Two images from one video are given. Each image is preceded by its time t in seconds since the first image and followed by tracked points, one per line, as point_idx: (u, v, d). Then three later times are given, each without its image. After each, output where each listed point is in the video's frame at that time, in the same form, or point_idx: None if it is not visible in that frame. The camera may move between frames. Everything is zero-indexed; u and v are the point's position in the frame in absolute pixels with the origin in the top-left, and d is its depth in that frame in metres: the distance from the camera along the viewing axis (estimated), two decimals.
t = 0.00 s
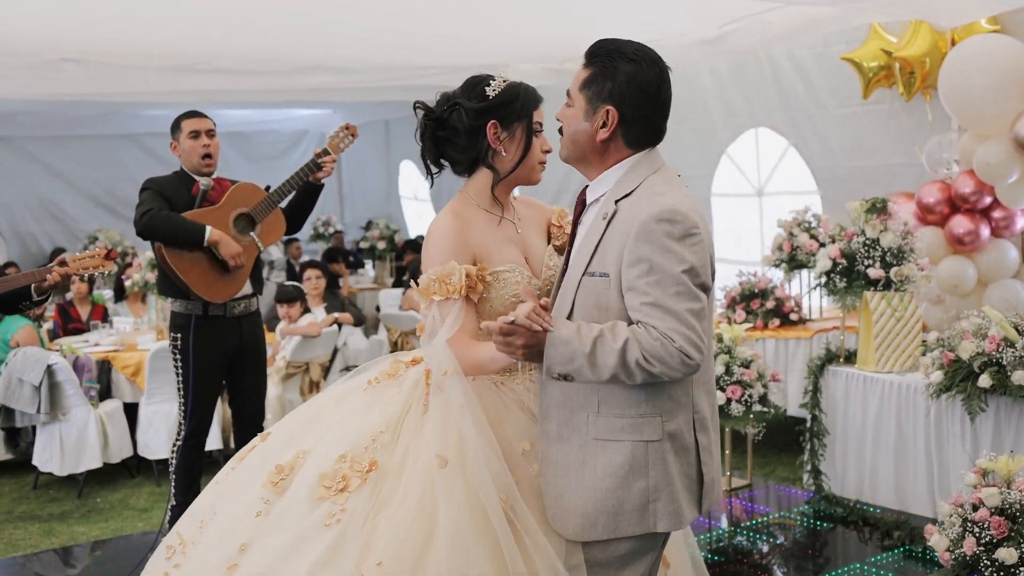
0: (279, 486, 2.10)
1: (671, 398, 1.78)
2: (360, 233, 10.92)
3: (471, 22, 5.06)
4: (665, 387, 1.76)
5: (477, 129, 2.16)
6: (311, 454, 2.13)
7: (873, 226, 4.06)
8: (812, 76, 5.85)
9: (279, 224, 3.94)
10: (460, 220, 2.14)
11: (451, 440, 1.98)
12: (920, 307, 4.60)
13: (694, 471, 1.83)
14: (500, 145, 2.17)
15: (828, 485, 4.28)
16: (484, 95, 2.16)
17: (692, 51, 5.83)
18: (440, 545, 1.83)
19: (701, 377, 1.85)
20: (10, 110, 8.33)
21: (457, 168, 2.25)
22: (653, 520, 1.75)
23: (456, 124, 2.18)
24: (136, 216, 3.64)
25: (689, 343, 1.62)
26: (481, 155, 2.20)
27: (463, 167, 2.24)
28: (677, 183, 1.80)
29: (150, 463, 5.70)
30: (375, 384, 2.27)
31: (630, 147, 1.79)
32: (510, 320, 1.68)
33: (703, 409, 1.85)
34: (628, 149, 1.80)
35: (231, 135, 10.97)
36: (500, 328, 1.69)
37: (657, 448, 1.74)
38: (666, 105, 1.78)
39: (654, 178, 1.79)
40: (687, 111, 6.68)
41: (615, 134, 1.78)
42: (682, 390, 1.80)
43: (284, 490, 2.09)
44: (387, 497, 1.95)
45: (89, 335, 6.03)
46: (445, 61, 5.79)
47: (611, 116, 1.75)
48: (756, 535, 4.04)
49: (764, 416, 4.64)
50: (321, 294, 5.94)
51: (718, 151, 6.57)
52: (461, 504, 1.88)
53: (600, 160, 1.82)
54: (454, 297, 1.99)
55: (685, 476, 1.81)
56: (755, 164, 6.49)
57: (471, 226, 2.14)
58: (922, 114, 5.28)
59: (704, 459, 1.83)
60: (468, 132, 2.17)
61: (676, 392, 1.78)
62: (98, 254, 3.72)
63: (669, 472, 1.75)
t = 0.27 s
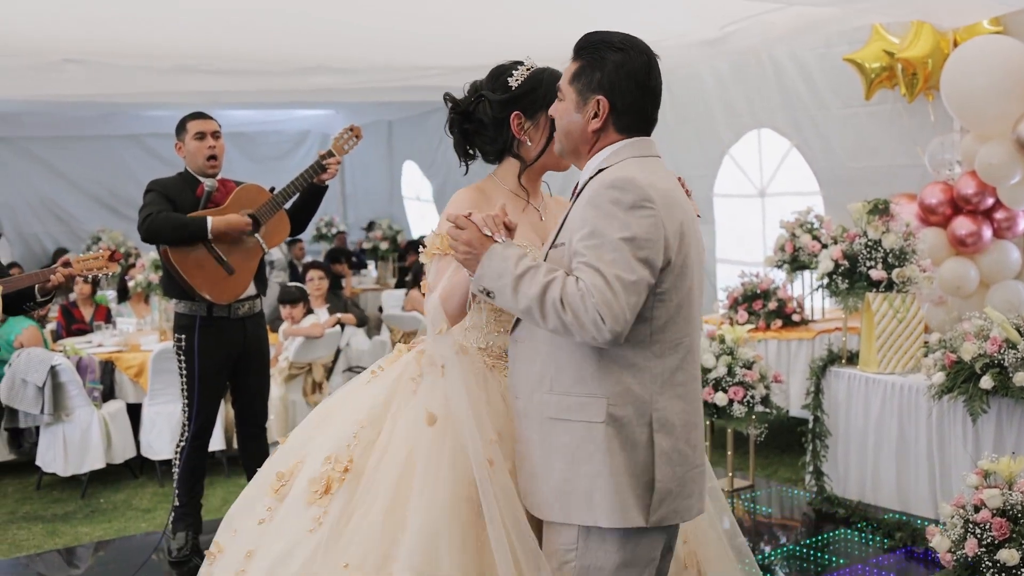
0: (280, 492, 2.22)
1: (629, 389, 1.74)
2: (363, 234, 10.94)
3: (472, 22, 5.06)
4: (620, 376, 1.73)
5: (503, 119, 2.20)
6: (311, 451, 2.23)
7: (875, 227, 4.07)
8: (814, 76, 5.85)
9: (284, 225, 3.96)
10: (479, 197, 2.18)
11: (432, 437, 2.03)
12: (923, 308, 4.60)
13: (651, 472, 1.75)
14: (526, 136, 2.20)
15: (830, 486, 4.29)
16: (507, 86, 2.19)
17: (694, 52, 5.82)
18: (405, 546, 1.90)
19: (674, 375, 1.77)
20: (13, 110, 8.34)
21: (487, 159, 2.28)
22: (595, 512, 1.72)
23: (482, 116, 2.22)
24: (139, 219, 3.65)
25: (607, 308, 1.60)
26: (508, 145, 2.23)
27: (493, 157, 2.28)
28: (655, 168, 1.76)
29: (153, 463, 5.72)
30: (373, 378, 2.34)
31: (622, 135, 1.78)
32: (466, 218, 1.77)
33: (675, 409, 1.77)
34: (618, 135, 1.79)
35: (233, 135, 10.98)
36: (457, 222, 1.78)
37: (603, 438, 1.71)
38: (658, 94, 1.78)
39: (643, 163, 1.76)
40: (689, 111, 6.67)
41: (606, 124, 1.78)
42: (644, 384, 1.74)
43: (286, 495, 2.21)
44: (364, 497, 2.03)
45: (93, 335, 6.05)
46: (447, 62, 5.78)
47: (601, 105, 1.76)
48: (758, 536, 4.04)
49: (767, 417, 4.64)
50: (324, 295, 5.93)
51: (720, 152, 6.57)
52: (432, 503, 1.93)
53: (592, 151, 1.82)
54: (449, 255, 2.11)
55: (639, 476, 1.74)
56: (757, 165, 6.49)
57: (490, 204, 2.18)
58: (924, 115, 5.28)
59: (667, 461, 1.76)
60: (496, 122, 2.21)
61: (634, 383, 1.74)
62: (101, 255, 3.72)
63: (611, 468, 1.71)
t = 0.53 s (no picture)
0: (276, 494, 2.40)
1: (583, 386, 1.72)
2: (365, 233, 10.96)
3: (472, 22, 5.07)
4: (572, 374, 1.72)
5: (513, 134, 2.19)
6: (297, 461, 2.37)
7: (878, 227, 4.08)
8: (815, 75, 5.84)
9: (286, 225, 3.97)
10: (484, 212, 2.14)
11: (399, 448, 2.13)
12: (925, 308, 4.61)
13: (595, 477, 1.72)
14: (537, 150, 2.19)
15: (832, 486, 4.29)
16: (520, 102, 2.19)
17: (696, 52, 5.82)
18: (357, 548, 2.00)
19: (632, 378, 1.73)
20: (15, 110, 8.36)
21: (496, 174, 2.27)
22: (531, 511, 1.71)
23: (493, 131, 2.21)
24: (142, 219, 3.65)
25: (540, 295, 1.63)
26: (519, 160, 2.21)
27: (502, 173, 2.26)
28: (625, 169, 1.75)
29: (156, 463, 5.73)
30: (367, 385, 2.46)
31: (603, 136, 1.77)
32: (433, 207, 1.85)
33: (633, 412, 1.73)
34: (600, 139, 1.78)
35: (236, 135, 11.00)
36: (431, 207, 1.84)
37: (546, 435, 1.70)
38: (640, 99, 1.79)
39: (621, 164, 1.76)
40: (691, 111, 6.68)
41: (587, 125, 1.78)
42: (598, 382, 1.72)
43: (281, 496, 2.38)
44: (330, 500, 2.15)
45: (95, 335, 6.06)
46: (449, 61, 5.78)
47: (583, 105, 1.76)
48: (760, 535, 4.04)
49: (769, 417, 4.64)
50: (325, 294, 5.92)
51: (722, 152, 6.58)
52: (388, 506, 2.04)
53: (573, 153, 1.82)
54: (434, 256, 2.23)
55: (585, 480, 1.71)
56: (759, 165, 6.50)
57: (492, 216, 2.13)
58: (926, 115, 5.28)
59: (618, 465, 1.72)
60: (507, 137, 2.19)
61: (588, 381, 1.72)
62: (104, 256, 3.74)
63: (551, 467, 1.69)
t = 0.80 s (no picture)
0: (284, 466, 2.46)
1: (589, 395, 1.71)
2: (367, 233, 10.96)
3: (474, 22, 5.07)
4: (579, 388, 1.71)
5: (502, 116, 2.23)
6: (312, 429, 2.45)
7: (880, 227, 4.09)
8: (817, 74, 5.84)
9: (287, 225, 3.98)
10: (464, 206, 2.21)
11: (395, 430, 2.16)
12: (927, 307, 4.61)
13: (618, 481, 1.72)
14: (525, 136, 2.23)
15: (835, 485, 4.29)
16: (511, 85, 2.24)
17: (698, 51, 5.82)
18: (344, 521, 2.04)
19: (635, 380, 1.74)
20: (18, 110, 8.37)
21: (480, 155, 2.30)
22: (553, 519, 1.72)
23: (482, 111, 2.24)
24: (143, 219, 3.65)
25: (551, 330, 1.60)
26: (505, 142, 2.25)
27: (486, 153, 2.30)
28: (610, 173, 1.73)
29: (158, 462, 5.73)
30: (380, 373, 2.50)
31: (578, 133, 1.75)
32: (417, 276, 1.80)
33: (642, 411, 1.75)
34: (579, 136, 1.76)
35: (238, 135, 11.01)
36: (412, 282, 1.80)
37: (562, 449, 1.71)
38: (617, 90, 1.74)
39: (597, 163, 1.74)
40: (693, 111, 6.68)
41: (560, 122, 1.75)
42: (605, 392, 1.72)
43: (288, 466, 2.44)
44: (327, 473, 2.20)
45: (97, 335, 6.06)
46: (451, 61, 5.79)
47: (554, 102, 1.73)
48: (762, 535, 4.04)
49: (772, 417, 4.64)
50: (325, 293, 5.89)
51: (724, 151, 6.59)
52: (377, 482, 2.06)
53: (552, 149, 1.80)
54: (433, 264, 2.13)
55: (609, 486, 1.72)
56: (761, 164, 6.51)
57: (477, 209, 2.22)
58: (929, 114, 5.28)
59: (636, 464, 1.73)
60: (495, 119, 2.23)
61: (594, 393, 1.71)
62: (106, 256, 3.74)
63: (574, 476, 1.70)
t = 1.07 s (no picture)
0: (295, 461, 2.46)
1: (583, 409, 1.72)
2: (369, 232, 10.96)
3: (475, 22, 5.07)
4: (568, 400, 1.72)
5: (489, 132, 2.25)
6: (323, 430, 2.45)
7: (883, 226, 4.08)
8: (820, 74, 5.84)
9: (289, 223, 3.98)
10: (455, 222, 2.24)
11: (395, 440, 2.16)
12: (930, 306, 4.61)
13: (615, 485, 1.73)
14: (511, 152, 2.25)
15: (838, 485, 4.28)
16: (498, 100, 2.26)
17: (699, 51, 5.82)
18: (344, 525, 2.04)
19: (628, 386, 1.74)
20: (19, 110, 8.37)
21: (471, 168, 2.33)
22: (550, 528, 1.72)
23: (470, 126, 2.27)
24: (145, 218, 3.65)
25: (526, 347, 1.64)
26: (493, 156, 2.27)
27: (475, 167, 2.32)
28: (592, 186, 1.74)
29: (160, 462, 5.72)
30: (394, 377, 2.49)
31: (561, 151, 1.77)
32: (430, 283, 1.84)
33: (637, 417, 1.75)
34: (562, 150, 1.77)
35: (239, 135, 11.01)
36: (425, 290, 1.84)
37: (555, 459, 1.71)
38: (598, 106, 1.75)
39: (578, 179, 1.75)
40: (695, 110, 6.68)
41: (543, 141, 1.77)
42: (596, 404, 1.72)
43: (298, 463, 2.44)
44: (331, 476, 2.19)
45: (99, 335, 6.06)
46: (453, 59, 5.79)
47: (535, 123, 1.75)
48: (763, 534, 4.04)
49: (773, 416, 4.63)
50: (327, 293, 5.91)
51: (726, 150, 6.58)
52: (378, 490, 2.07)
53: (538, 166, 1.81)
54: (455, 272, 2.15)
55: (605, 493, 1.73)
56: (764, 164, 6.51)
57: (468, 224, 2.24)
58: (931, 114, 5.28)
59: (632, 470, 1.74)
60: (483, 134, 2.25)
61: (587, 406, 1.72)
62: (107, 256, 3.73)
63: (568, 486, 1.70)
